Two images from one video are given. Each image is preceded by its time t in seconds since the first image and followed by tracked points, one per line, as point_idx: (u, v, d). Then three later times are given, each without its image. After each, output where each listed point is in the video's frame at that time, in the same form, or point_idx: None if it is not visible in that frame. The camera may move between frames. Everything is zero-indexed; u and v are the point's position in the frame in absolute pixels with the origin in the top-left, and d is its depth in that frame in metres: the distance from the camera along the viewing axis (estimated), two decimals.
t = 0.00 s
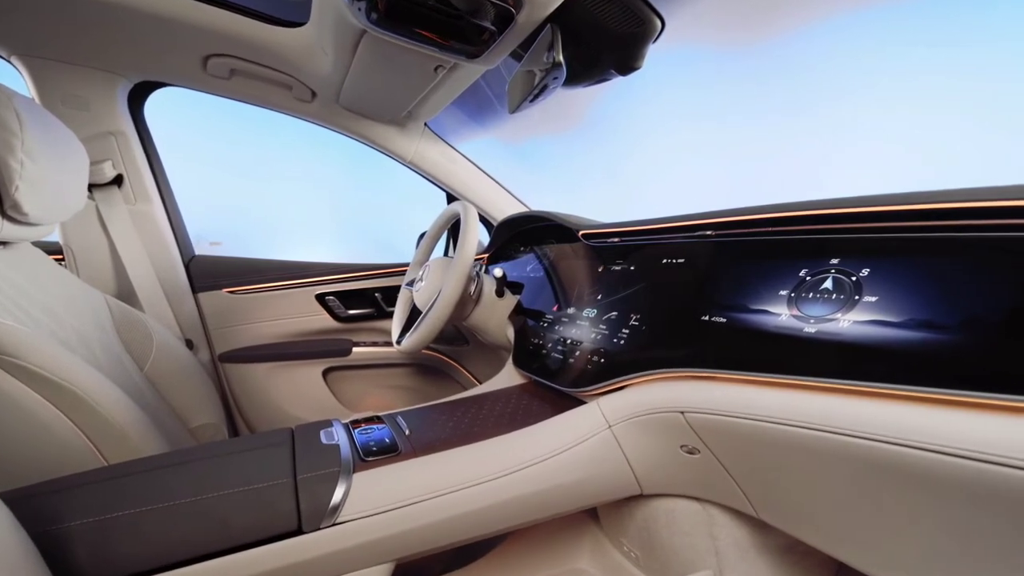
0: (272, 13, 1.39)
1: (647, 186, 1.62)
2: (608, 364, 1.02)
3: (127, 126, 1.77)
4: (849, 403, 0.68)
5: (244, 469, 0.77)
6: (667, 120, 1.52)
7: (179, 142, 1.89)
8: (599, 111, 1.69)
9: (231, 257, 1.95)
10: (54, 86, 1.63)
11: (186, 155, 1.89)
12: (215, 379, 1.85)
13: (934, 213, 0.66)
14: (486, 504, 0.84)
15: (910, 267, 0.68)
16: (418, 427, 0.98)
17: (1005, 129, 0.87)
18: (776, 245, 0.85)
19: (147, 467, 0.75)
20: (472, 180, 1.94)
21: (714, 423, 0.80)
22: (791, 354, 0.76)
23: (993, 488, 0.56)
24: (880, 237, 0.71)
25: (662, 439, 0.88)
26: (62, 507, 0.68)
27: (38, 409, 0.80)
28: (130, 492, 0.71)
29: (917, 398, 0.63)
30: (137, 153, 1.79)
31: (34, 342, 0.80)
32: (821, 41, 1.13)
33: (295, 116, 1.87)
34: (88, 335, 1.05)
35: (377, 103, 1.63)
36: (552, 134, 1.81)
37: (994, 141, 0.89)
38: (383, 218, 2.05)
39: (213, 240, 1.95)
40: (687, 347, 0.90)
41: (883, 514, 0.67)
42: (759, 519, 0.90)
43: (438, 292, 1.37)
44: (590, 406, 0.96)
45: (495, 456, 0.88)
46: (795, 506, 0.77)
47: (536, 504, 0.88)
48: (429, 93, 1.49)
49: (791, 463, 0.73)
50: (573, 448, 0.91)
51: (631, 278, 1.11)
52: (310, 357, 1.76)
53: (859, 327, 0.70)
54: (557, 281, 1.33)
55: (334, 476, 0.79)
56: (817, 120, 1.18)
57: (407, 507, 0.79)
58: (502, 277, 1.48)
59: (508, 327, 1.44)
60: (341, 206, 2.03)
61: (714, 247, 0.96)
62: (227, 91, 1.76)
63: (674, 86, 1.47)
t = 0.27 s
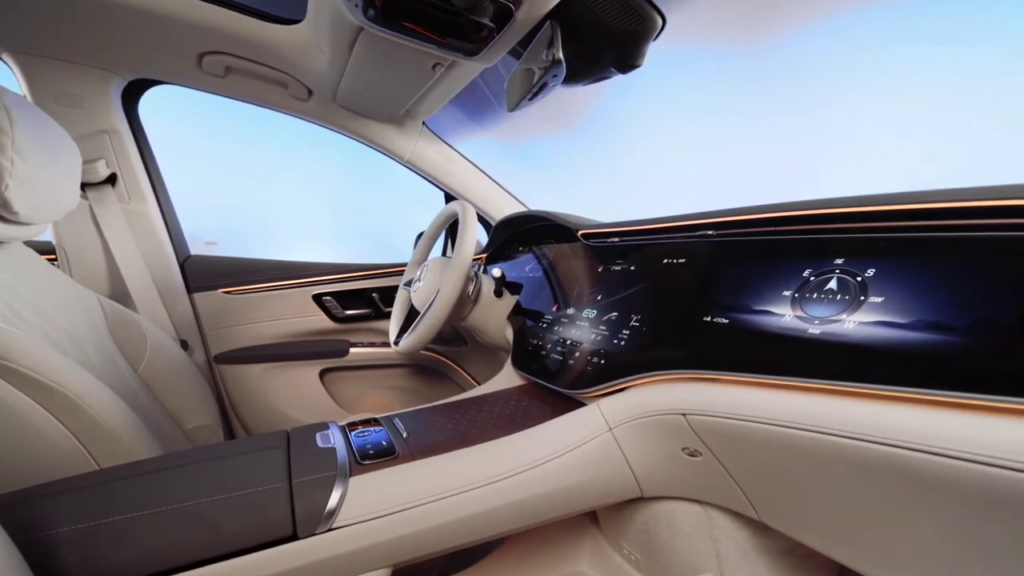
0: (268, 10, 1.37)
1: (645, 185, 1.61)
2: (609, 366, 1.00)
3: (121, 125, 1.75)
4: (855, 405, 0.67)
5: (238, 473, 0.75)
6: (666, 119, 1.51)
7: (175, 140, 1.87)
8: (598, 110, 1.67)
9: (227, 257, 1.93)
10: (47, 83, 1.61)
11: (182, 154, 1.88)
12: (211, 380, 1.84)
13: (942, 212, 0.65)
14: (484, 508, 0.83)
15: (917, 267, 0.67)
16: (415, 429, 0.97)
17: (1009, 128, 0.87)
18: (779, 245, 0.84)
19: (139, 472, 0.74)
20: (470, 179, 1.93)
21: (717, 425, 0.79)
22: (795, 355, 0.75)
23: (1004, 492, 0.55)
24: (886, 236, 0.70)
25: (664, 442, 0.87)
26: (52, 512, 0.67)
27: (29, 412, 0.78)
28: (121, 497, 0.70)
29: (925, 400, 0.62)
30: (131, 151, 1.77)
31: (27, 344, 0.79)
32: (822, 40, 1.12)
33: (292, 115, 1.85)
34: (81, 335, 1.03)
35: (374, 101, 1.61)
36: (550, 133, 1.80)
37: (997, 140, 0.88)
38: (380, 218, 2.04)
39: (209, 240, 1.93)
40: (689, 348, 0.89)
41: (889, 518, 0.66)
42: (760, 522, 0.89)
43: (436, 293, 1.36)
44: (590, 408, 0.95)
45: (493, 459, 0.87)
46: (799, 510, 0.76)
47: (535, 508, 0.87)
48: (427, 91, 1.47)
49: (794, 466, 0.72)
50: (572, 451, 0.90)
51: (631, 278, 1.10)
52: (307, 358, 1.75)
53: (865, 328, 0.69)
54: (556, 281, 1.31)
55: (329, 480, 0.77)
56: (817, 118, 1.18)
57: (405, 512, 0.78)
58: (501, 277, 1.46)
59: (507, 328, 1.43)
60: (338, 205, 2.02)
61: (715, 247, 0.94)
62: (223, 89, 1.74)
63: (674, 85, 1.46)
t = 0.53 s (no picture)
0: (264, 7, 1.35)
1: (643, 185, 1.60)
2: (609, 367, 0.99)
3: (115, 123, 1.73)
4: (859, 408, 0.66)
5: (232, 477, 0.74)
6: (664, 118, 1.50)
7: (171, 139, 1.86)
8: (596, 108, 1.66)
9: (223, 257, 1.92)
10: (40, 81, 1.59)
11: (177, 153, 1.86)
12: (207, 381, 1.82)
13: (947, 211, 0.64)
14: (482, 512, 0.81)
15: (922, 267, 0.66)
16: (413, 431, 0.96)
17: (1008, 129, 0.86)
18: (781, 245, 0.83)
19: (131, 476, 0.73)
20: (469, 179, 1.92)
21: (718, 427, 0.78)
22: (798, 357, 0.74)
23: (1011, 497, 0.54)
24: (890, 236, 0.69)
25: (665, 444, 0.86)
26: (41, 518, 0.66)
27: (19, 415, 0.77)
28: (113, 502, 0.69)
29: (930, 402, 0.61)
30: (125, 150, 1.76)
31: (17, 345, 0.77)
32: (820, 39, 1.11)
33: (289, 114, 1.84)
34: (74, 336, 1.02)
35: (372, 100, 1.60)
36: (548, 133, 1.79)
37: (996, 141, 0.88)
38: (378, 218, 2.03)
39: (205, 240, 1.92)
40: (691, 349, 0.88)
41: (894, 521, 0.65)
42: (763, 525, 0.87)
43: (434, 293, 1.35)
44: (590, 410, 0.94)
45: (492, 461, 0.86)
46: (802, 513, 0.75)
47: (534, 511, 0.86)
48: (425, 90, 1.46)
49: (798, 469, 0.71)
50: (572, 454, 0.89)
51: (631, 278, 1.09)
52: (304, 359, 1.74)
53: (870, 329, 0.68)
54: (555, 282, 1.30)
55: (326, 484, 0.76)
56: (816, 117, 1.17)
57: (402, 516, 0.76)
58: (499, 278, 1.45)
59: (505, 328, 1.42)
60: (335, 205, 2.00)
61: (717, 247, 0.93)
62: (219, 88, 1.73)
63: (672, 84, 1.45)
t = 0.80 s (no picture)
0: (260, 4, 1.33)
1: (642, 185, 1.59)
2: (609, 368, 0.98)
3: (109, 121, 1.72)
4: (864, 410, 0.65)
5: (226, 482, 0.73)
6: (662, 118, 1.49)
7: (166, 138, 1.84)
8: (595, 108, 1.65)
9: (219, 257, 1.90)
10: (31, 78, 1.57)
11: (173, 152, 1.85)
12: (202, 382, 1.81)
13: (954, 210, 0.63)
14: (480, 516, 0.80)
15: (929, 268, 0.65)
16: (411, 434, 0.95)
17: (1008, 130, 0.85)
18: (784, 245, 0.82)
19: (121, 482, 0.71)
20: (467, 179, 1.91)
21: (720, 430, 0.77)
22: (802, 358, 0.73)
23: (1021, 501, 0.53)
24: (896, 236, 0.68)
25: (666, 446, 0.84)
26: (28, 525, 0.64)
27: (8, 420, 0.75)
28: (102, 509, 0.67)
29: (937, 405, 0.60)
30: (119, 148, 1.74)
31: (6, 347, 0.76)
32: (819, 38, 1.10)
33: (285, 112, 1.83)
34: (65, 337, 1.00)
35: (369, 98, 1.59)
36: (546, 132, 1.78)
37: (996, 141, 0.87)
38: (375, 218, 2.01)
39: (201, 240, 1.91)
40: (693, 351, 0.87)
41: (900, 526, 0.64)
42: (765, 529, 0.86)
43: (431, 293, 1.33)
44: (589, 412, 0.93)
45: (490, 465, 0.85)
46: (805, 517, 0.74)
47: (533, 515, 0.84)
48: (422, 88, 1.45)
49: (801, 472, 0.70)
50: (572, 457, 0.87)
51: (631, 278, 1.08)
52: (301, 360, 1.73)
53: (876, 330, 0.67)
54: (554, 282, 1.29)
55: (321, 488, 0.75)
56: (815, 116, 1.16)
57: (399, 521, 0.75)
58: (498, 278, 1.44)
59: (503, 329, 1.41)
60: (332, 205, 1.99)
61: (719, 247, 0.92)
62: (213, 85, 1.71)
63: (670, 83, 1.44)
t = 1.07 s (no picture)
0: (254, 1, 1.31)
1: (640, 185, 1.57)
2: (609, 370, 0.97)
3: (102, 119, 1.70)
4: (869, 413, 0.64)
5: (219, 487, 0.72)
6: (661, 117, 1.48)
7: (160, 137, 1.83)
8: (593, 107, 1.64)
9: (214, 257, 1.89)
10: (22, 75, 1.55)
11: (168, 151, 1.83)
12: (197, 383, 1.79)
13: (961, 210, 0.62)
14: (478, 520, 0.79)
15: (936, 268, 0.64)
16: (409, 436, 0.94)
17: (1009, 130, 0.85)
18: (788, 245, 0.81)
19: (111, 486, 0.70)
20: (466, 178, 1.89)
21: (722, 432, 0.76)
22: (806, 360, 0.72)
23: None
24: (901, 236, 0.67)
25: (666, 449, 0.83)
26: (15, 530, 0.63)
27: None
28: (91, 514, 0.66)
29: (945, 408, 0.59)
30: (112, 146, 1.72)
31: None
32: (818, 37, 1.09)
33: (281, 110, 1.81)
34: (58, 338, 0.99)
35: (366, 97, 1.57)
36: (545, 132, 1.77)
37: (996, 140, 0.86)
38: (372, 217, 2.00)
39: (196, 240, 1.89)
40: (694, 352, 0.86)
41: (905, 530, 0.63)
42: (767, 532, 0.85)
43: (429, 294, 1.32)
44: (589, 414, 0.92)
45: (488, 468, 0.83)
46: (808, 521, 0.72)
47: (532, 519, 0.83)
48: (420, 86, 1.44)
49: (805, 475, 0.69)
50: (571, 460, 0.86)
51: (632, 278, 1.06)
52: (298, 361, 1.73)
53: (881, 331, 0.66)
54: (552, 282, 1.28)
55: (317, 493, 0.74)
56: (814, 114, 1.15)
57: (395, 526, 0.74)
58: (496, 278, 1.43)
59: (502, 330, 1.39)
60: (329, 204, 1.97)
61: (721, 247, 0.91)
62: (209, 83, 1.70)
63: (669, 82, 1.43)
